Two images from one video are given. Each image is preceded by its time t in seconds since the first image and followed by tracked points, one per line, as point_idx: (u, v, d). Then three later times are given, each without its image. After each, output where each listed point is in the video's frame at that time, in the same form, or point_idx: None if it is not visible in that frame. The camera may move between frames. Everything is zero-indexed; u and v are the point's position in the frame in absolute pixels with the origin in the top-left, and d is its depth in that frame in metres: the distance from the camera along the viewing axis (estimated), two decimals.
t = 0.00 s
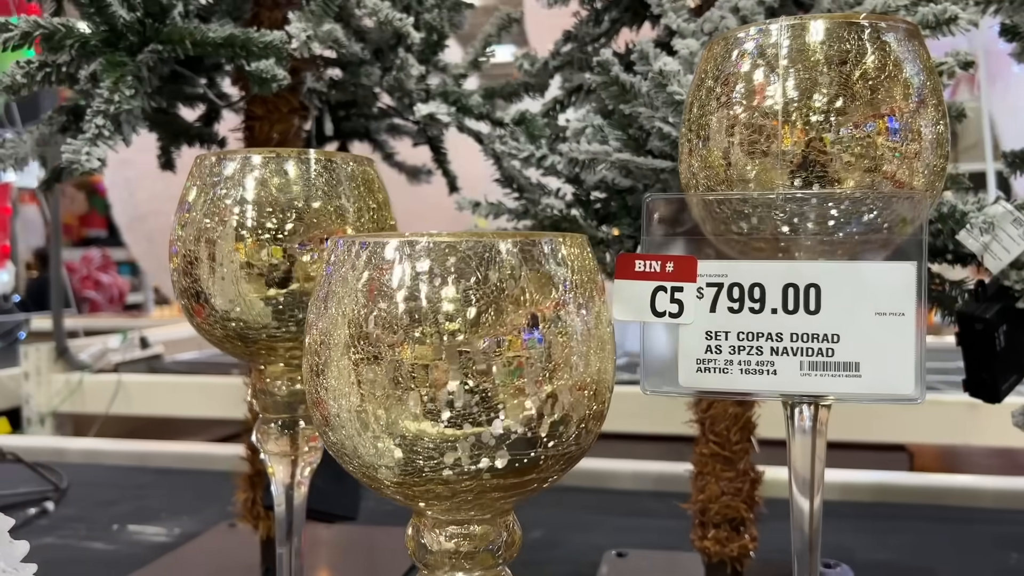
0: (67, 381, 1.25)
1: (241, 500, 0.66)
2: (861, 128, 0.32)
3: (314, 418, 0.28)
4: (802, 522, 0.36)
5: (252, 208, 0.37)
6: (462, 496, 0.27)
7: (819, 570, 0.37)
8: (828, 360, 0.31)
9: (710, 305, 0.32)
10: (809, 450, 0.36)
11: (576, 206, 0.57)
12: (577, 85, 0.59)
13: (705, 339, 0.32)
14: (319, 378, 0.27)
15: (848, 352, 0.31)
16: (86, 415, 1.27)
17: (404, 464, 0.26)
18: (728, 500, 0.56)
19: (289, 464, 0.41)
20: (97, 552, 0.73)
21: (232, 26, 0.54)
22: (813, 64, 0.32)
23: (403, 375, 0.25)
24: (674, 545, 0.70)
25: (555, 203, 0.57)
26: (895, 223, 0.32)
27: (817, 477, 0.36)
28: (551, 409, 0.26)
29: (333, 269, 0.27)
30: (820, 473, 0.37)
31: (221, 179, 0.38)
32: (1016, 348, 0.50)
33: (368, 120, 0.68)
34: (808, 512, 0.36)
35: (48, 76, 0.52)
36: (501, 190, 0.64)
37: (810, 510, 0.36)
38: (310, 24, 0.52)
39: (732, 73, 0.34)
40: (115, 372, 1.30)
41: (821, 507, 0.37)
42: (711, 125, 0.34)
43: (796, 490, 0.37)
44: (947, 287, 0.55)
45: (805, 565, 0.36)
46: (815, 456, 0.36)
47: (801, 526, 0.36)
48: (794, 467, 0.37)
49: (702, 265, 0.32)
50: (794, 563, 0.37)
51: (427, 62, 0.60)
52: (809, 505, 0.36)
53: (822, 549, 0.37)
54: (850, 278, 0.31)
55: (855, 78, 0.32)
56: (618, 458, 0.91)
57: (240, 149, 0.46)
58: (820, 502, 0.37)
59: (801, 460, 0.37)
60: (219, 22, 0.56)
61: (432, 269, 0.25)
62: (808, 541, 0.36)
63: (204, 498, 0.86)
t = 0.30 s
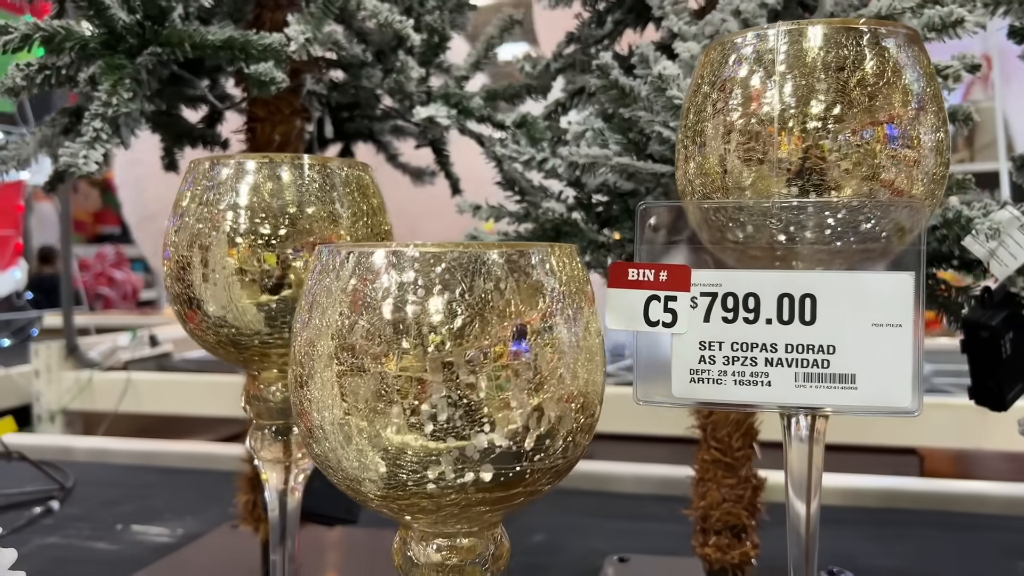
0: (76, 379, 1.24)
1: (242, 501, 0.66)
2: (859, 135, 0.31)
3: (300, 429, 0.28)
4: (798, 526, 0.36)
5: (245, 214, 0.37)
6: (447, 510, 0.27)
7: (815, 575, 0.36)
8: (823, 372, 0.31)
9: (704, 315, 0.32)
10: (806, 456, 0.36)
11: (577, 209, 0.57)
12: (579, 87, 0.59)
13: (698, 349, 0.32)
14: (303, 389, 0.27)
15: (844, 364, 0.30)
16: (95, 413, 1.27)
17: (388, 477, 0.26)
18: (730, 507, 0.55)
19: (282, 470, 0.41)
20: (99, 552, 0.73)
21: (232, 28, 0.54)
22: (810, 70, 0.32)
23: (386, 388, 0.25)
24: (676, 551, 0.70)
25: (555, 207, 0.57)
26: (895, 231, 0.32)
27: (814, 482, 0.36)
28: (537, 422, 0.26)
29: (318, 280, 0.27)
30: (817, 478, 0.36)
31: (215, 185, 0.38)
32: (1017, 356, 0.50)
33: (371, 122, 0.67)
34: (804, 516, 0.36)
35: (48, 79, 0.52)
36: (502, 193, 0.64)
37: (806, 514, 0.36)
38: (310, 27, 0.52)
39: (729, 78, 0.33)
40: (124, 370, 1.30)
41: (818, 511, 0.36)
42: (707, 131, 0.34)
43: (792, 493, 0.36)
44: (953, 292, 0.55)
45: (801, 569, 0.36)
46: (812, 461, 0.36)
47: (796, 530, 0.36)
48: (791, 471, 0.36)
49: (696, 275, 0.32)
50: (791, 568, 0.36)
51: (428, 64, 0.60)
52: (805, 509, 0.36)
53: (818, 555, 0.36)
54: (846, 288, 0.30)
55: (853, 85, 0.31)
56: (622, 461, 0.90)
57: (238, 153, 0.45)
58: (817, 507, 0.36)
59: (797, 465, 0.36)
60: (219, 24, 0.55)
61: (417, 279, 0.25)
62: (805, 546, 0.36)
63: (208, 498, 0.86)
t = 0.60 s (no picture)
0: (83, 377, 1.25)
1: (244, 506, 0.67)
2: (849, 159, 0.32)
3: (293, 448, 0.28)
4: (787, 530, 0.36)
5: (244, 231, 0.37)
6: (436, 530, 0.27)
7: None
8: (810, 394, 0.31)
9: (693, 335, 0.32)
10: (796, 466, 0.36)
11: (576, 219, 0.57)
12: (579, 98, 0.59)
13: (688, 369, 0.32)
14: (296, 410, 0.27)
15: (830, 386, 0.31)
16: (102, 411, 1.28)
17: (378, 498, 0.27)
18: (726, 516, 0.56)
19: (280, 481, 0.42)
20: (103, 554, 0.74)
21: (233, 39, 0.54)
22: (800, 93, 0.32)
23: (376, 412, 0.26)
24: (674, 557, 0.70)
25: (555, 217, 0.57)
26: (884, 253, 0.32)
27: (803, 489, 0.36)
28: (524, 445, 0.27)
29: (312, 303, 0.28)
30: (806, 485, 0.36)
31: (214, 201, 0.38)
32: (1014, 369, 0.50)
33: (374, 129, 0.68)
34: (794, 521, 0.36)
35: (52, 90, 0.52)
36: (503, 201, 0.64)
37: (795, 518, 0.36)
38: (310, 40, 0.52)
39: (720, 100, 0.34)
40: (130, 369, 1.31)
41: (807, 515, 0.37)
42: (699, 152, 0.34)
43: (782, 499, 0.37)
44: (950, 305, 0.55)
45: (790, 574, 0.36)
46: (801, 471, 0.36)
47: (785, 534, 0.36)
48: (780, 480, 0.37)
49: (685, 295, 0.32)
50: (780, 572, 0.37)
51: (429, 74, 0.60)
52: (794, 514, 0.36)
53: (807, 558, 0.36)
54: (834, 311, 0.31)
55: (842, 109, 0.32)
56: (623, 465, 0.91)
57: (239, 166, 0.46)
58: (807, 511, 0.37)
59: (787, 475, 0.36)
60: (221, 35, 0.56)
61: (407, 306, 0.25)
62: (794, 551, 0.36)
63: (212, 500, 0.87)
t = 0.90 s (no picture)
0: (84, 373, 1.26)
1: (242, 502, 0.68)
2: (837, 163, 0.32)
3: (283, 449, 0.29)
4: (774, 527, 0.37)
5: (238, 233, 0.38)
6: (424, 531, 0.28)
7: None
8: (796, 398, 0.31)
9: (681, 338, 0.33)
10: (784, 466, 0.36)
11: (572, 220, 0.58)
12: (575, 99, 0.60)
13: (675, 372, 0.33)
14: (285, 412, 0.28)
15: (816, 390, 0.31)
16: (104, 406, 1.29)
17: (367, 501, 0.27)
18: (719, 516, 0.56)
19: (274, 480, 0.42)
20: (103, 549, 0.74)
21: (231, 40, 0.55)
22: (788, 99, 0.32)
23: (364, 415, 0.26)
24: (670, 556, 0.71)
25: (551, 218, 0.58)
26: (872, 259, 0.33)
27: (791, 488, 0.37)
28: (510, 449, 0.27)
29: (302, 307, 0.28)
30: (794, 484, 0.37)
31: (209, 204, 0.39)
32: (1006, 372, 0.50)
33: (372, 129, 0.68)
34: (780, 519, 0.37)
35: (51, 90, 0.53)
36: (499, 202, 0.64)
37: (782, 517, 0.37)
38: (307, 41, 0.53)
39: (711, 105, 0.34)
40: (132, 364, 1.32)
41: (794, 513, 0.37)
42: (689, 157, 0.35)
43: (769, 497, 0.37)
44: (942, 306, 0.55)
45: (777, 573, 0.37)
46: (788, 471, 0.36)
47: (771, 532, 0.37)
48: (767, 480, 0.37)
49: (673, 299, 0.33)
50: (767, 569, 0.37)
51: (425, 75, 0.61)
52: (781, 513, 0.37)
53: (795, 556, 0.37)
54: (820, 316, 0.31)
55: (829, 115, 0.32)
56: (620, 464, 0.91)
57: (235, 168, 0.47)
58: (794, 510, 0.37)
59: (774, 475, 0.37)
60: (219, 36, 0.56)
61: (395, 310, 0.26)
62: (781, 549, 0.37)
63: (212, 496, 0.87)
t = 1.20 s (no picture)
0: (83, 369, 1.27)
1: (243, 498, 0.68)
2: (831, 167, 0.33)
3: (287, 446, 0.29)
4: (768, 524, 0.37)
5: (242, 233, 0.38)
6: (425, 526, 0.28)
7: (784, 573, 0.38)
8: (790, 397, 0.32)
9: (676, 338, 0.33)
10: (777, 464, 0.37)
11: (571, 220, 0.58)
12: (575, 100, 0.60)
13: (670, 371, 0.33)
14: (290, 410, 0.28)
15: (809, 389, 0.32)
16: (104, 402, 1.29)
17: (369, 496, 0.28)
18: (714, 512, 0.57)
19: (276, 476, 0.43)
20: (105, 544, 0.75)
21: (234, 40, 0.55)
22: (783, 104, 0.33)
23: (366, 413, 0.27)
24: (666, 552, 0.71)
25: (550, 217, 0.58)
26: (864, 261, 0.33)
27: (784, 485, 0.37)
28: (509, 446, 0.28)
29: (305, 306, 0.29)
30: (788, 482, 0.37)
31: (213, 205, 0.39)
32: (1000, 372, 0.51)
33: (372, 128, 0.69)
34: (774, 516, 0.37)
35: (55, 90, 0.53)
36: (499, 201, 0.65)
37: (776, 513, 0.37)
38: (309, 43, 0.53)
39: (707, 109, 0.35)
40: (132, 361, 1.33)
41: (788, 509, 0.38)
42: (685, 161, 0.35)
43: (763, 494, 0.38)
44: (935, 306, 0.56)
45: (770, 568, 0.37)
46: (782, 468, 0.37)
47: (765, 528, 0.37)
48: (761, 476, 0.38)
49: (669, 300, 0.33)
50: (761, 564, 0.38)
51: (426, 76, 0.61)
52: (775, 509, 0.37)
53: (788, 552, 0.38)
54: (812, 317, 0.32)
55: (823, 120, 0.33)
56: (617, 461, 0.92)
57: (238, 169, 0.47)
58: (787, 506, 0.38)
59: (768, 472, 0.37)
60: (221, 36, 0.57)
61: (397, 310, 0.27)
62: (774, 544, 0.37)
63: (212, 492, 0.88)
